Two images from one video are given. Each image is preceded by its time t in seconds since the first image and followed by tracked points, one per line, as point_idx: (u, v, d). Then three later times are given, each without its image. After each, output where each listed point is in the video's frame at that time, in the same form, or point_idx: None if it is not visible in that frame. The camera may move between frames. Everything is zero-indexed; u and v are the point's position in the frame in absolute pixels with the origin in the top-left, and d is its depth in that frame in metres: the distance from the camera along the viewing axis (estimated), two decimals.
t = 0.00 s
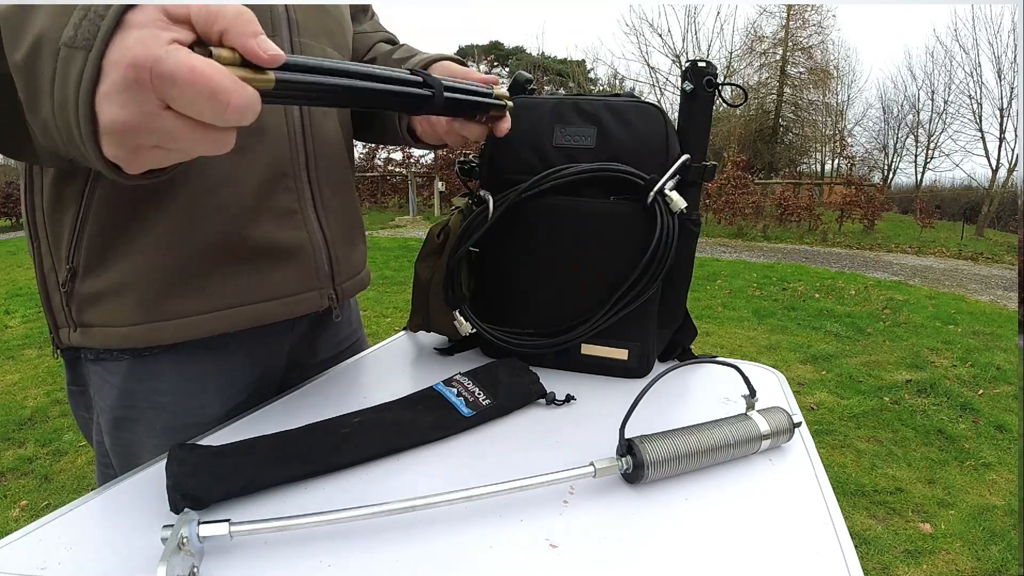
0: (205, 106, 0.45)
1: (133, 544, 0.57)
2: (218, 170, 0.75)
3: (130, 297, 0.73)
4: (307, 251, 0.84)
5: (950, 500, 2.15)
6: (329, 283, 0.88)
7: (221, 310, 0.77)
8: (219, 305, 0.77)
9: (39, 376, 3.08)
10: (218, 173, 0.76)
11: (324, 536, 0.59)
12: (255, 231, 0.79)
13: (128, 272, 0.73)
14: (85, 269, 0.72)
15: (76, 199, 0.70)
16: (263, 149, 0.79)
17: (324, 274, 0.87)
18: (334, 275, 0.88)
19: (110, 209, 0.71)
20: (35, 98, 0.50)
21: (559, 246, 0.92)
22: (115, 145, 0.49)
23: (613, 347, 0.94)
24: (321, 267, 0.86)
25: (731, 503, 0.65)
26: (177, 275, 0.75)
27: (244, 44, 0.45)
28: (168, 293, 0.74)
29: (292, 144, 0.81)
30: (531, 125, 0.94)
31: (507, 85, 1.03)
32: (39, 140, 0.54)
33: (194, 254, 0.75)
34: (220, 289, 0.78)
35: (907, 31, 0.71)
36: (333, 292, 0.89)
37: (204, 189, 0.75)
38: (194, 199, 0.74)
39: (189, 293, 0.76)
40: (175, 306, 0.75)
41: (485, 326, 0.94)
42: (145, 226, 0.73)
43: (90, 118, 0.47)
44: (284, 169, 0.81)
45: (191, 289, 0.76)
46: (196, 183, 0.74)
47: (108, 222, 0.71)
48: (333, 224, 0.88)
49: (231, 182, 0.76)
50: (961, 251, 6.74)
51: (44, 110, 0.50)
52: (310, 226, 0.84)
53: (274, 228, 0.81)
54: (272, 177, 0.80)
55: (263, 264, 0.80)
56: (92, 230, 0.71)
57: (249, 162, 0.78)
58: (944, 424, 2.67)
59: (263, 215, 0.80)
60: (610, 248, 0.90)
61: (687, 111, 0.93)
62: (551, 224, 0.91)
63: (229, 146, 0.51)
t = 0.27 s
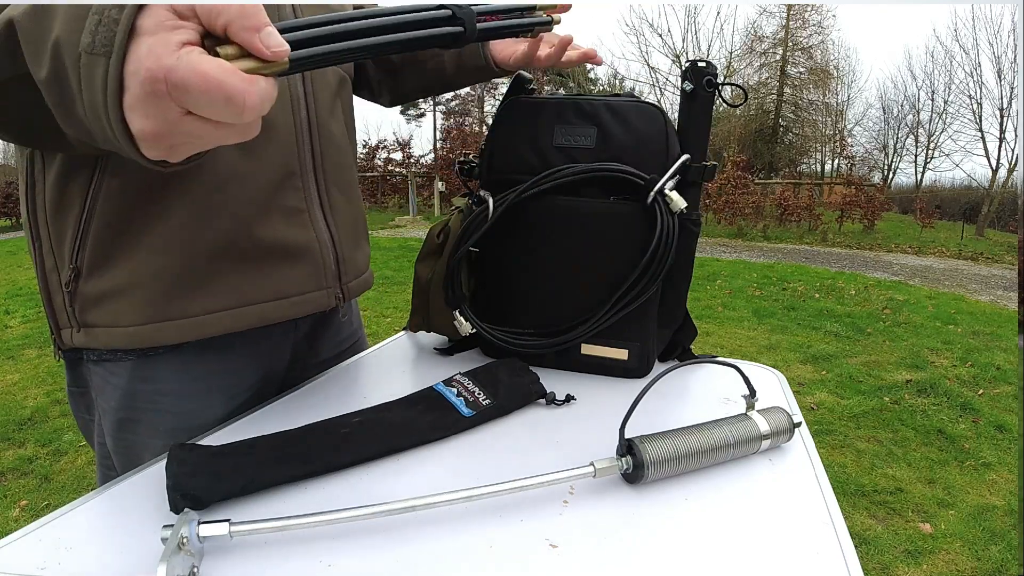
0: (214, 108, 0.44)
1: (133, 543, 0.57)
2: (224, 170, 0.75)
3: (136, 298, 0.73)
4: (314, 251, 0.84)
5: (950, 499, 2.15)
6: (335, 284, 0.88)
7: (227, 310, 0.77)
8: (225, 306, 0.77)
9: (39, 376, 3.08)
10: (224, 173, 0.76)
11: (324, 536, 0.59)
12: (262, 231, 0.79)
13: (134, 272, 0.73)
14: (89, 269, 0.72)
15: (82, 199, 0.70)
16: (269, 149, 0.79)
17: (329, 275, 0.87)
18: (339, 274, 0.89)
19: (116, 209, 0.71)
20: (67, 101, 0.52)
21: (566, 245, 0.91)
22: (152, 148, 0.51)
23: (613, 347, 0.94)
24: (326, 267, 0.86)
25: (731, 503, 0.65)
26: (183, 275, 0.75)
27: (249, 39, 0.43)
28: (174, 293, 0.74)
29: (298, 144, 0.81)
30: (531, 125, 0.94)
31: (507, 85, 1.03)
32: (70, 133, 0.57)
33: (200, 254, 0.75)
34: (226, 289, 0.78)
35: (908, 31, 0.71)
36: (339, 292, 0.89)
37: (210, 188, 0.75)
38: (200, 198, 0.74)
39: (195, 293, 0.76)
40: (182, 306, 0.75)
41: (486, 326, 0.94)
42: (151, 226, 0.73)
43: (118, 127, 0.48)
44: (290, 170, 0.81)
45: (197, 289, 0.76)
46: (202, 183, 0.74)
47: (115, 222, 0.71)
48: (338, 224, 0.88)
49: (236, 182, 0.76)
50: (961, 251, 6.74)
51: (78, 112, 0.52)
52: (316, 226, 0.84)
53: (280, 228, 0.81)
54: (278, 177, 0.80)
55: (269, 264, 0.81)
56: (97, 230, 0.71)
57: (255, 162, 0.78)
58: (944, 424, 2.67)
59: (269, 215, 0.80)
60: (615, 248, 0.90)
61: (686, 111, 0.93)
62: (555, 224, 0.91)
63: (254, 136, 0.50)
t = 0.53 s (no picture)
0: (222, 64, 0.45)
1: (133, 543, 0.57)
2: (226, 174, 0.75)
3: (135, 301, 0.73)
4: (313, 256, 0.84)
5: (950, 500, 2.15)
6: (334, 288, 0.88)
7: (226, 314, 0.77)
8: (224, 310, 0.77)
9: (39, 376, 3.08)
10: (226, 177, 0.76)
11: (324, 536, 0.59)
12: (261, 236, 0.79)
13: (134, 275, 0.72)
14: (89, 271, 0.72)
15: (83, 201, 0.70)
16: (271, 153, 0.79)
17: (329, 278, 0.87)
18: (338, 278, 0.89)
19: (117, 211, 0.71)
20: (56, 80, 0.51)
21: (565, 248, 0.92)
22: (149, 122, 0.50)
23: (613, 347, 0.94)
24: (326, 272, 0.87)
25: (731, 503, 0.65)
26: (182, 279, 0.75)
27: (248, 9, 0.45)
28: (174, 297, 0.74)
29: (299, 149, 0.82)
30: (531, 125, 0.94)
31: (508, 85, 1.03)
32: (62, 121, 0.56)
33: (199, 259, 0.75)
34: (226, 293, 0.78)
35: (908, 31, 0.71)
36: (337, 296, 0.89)
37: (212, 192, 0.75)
38: (200, 202, 0.74)
39: (195, 297, 0.76)
40: (181, 310, 0.75)
41: (486, 326, 0.94)
42: (150, 229, 0.73)
43: (107, 93, 0.47)
44: (291, 174, 0.81)
45: (197, 294, 0.76)
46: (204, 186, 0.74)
47: (115, 225, 0.71)
48: (337, 229, 0.88)
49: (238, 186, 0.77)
50: (961, 251, 6.74)
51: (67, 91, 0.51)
52: (315, 231, 0.84)
53: (279, 233, 0.81)
54: (278, 182, 0.80)
55: (269, 269, 0.81)
56: (97, 233, 0.71)
57: (256, 166, 0.78)
58: (944, 424, 2.67)
59: (270, 220, 0.80)
60: (615, 251, 0.90)
61: (687, 111, 0.93)
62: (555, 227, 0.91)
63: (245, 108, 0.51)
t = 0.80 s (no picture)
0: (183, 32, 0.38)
1: (132, 544, 0.57)
2: (211, 176, 0.75)
3: (121, 304, 0.72)
4: (300, 260, 0.83)
5: (950, 500, 2.15)
6: (319, 293, 0.87)
7: (212, 318, 0.76)
8: (209, 314, 0.76)
9: (39, 376, 3.08)
10: (211, 179, 0.75)
11: (325, 536, 0.59)
12: (247, 240, 0.78)
13: (119, 278, 0.72)
14: (76, 273, 0.72)
15: (70, 203, 0.70)
16: (256, 156, 0.78)
17: (315, 283, 0.86)
18: (324, 284, 0.88)
19: (103, 213, 0.70)
20: (17, 61, 0.49)
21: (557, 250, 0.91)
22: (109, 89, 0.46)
23: (613, 347, 0.94)
24: (312, 277, 0.86)
25: (731, 503, 0.65)
26: (167, 282, 0.74)
27: None
28: (158, 300, 0.74)
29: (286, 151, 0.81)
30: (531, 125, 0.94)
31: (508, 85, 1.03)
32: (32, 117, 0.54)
33: (184, 262, 0.75)
34: (211, 298, 0.77)
35: (908, 31, 0.71)
36: (324, 302, 0.89)
37: (196, 194, 0.74)
38: (185, 204, 0.74)
39: (180, 301, 0.75)
40: (166, 314, 0.74)
41: (485, 327, 0.94)
42: (136, 232, 0.72)
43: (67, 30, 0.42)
44: (276, 177, 0.80)
45: (182, 298, 0.75)
46: (189, 188, 0.74)
47: (101, 227, 0.71)
48: (325, 232, 0.88)
49: (223, 189, 0.76)
50: (961, 251, 6.74)
51: (29, 71, 0.49)
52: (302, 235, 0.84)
53: (265, 236, 0.80)
54: (264, 185, 0.79)
55: (254, 273, 0.80)
56: (83, 234, 0.71)
57: (242, 168, 0.77)
58: (944, 424, 2.67)
59: (255, 223, 0.79)
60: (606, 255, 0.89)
61: (687, 111, 0.93)
62: (549, 229, 0.92)
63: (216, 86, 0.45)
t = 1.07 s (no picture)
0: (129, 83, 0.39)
1: (131, 544, 0.57)
2: (201, 177, 0.74)
3: (112, 305, 0.73)
4: (293, 261, 0.83)
5: (950, 500, 2.15)
6: (315, 295, 0.87)
7: (202, 320, 0.76)
8: (200, 317, 0.76)
9: (39, 376, 3.08)
10: (200, 179, 0.74)
11: (325, 536, 0.59)
12: (237, 241, 0.78)
13: (110, 279, 0.72)
14: (70, 274, 0.73)
15: (62, 204, 0.71)
16: (246, 156, 0.77)
17: (309, 286, 0.85)
18: (320, 287, 0.87)
19: (93, 214, 0.71)
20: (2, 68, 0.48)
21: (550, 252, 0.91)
22: (67, 119, 0.47)
23: (613, 347, 0.94)
24: (306, 279, 0.85)
25: (731, 503, 0.65)
26: (158, 283, 0.74)
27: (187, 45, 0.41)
28: (147, 302, 0.74)
29: (279, 151, 0.80)
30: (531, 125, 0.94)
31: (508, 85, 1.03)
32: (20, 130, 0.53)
33: (174, 263, 0.74)
34: (202, 300, 0.76)
35: (908, 31, 0.71)
36: (319, 305, 0.88)
37: (185, 195, 0.74)
38: (174, 205, 0.73)
39: (170, 303, 0.75)
40: (154, 316, 0.74)
41: (485, 326, 0.94)
42: (125, 233, 0.72)
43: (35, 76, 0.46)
44: (268, 178, 0.79)
45: (171, 300, 0.75)
46: (179, 189, 0.73)
47: (91, 229, 0.71)
48: (320, 234, 0.87)
49: (213, 189, 0.75)
50: (961, 251, 6.74)
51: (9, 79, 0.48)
52: (294, 236, 0.82)
53: (257, 238, 0.79)
54: (256, 186, 0.78)
55: (245, 275, 0.79)
56: (75, 235, 0.71)
57: (232, 168, 0.76)
58: (944, 424, 2.67)
59: (246, 224, 0.78)
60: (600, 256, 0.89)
61: (686, 111, 0.93)
62: (545, 229, 0.92)
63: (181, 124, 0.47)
